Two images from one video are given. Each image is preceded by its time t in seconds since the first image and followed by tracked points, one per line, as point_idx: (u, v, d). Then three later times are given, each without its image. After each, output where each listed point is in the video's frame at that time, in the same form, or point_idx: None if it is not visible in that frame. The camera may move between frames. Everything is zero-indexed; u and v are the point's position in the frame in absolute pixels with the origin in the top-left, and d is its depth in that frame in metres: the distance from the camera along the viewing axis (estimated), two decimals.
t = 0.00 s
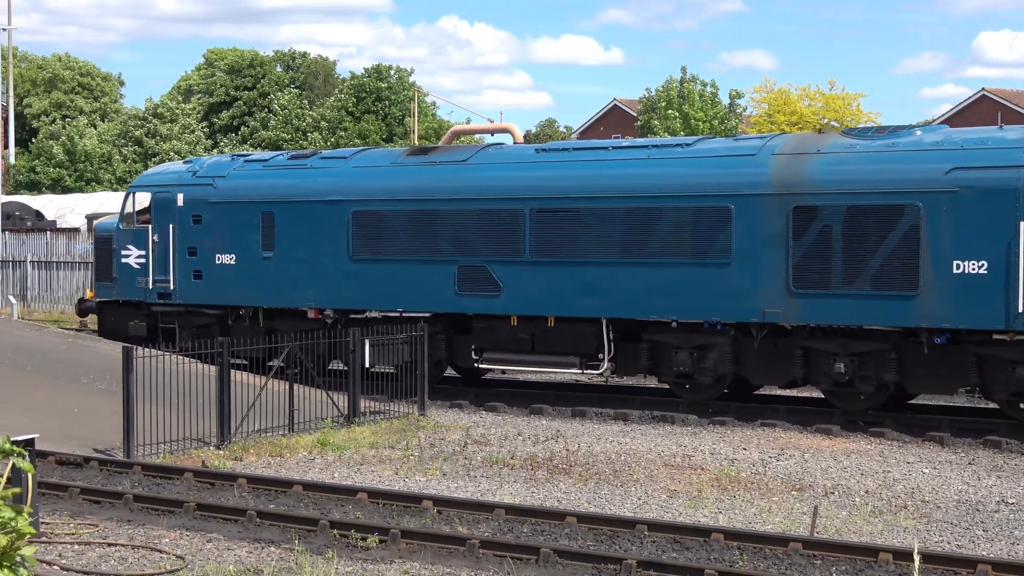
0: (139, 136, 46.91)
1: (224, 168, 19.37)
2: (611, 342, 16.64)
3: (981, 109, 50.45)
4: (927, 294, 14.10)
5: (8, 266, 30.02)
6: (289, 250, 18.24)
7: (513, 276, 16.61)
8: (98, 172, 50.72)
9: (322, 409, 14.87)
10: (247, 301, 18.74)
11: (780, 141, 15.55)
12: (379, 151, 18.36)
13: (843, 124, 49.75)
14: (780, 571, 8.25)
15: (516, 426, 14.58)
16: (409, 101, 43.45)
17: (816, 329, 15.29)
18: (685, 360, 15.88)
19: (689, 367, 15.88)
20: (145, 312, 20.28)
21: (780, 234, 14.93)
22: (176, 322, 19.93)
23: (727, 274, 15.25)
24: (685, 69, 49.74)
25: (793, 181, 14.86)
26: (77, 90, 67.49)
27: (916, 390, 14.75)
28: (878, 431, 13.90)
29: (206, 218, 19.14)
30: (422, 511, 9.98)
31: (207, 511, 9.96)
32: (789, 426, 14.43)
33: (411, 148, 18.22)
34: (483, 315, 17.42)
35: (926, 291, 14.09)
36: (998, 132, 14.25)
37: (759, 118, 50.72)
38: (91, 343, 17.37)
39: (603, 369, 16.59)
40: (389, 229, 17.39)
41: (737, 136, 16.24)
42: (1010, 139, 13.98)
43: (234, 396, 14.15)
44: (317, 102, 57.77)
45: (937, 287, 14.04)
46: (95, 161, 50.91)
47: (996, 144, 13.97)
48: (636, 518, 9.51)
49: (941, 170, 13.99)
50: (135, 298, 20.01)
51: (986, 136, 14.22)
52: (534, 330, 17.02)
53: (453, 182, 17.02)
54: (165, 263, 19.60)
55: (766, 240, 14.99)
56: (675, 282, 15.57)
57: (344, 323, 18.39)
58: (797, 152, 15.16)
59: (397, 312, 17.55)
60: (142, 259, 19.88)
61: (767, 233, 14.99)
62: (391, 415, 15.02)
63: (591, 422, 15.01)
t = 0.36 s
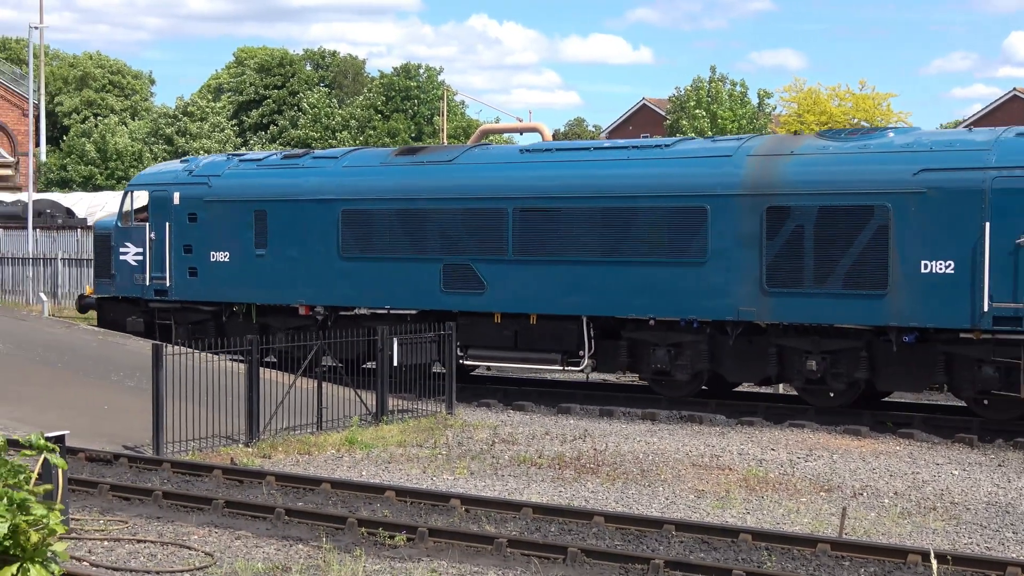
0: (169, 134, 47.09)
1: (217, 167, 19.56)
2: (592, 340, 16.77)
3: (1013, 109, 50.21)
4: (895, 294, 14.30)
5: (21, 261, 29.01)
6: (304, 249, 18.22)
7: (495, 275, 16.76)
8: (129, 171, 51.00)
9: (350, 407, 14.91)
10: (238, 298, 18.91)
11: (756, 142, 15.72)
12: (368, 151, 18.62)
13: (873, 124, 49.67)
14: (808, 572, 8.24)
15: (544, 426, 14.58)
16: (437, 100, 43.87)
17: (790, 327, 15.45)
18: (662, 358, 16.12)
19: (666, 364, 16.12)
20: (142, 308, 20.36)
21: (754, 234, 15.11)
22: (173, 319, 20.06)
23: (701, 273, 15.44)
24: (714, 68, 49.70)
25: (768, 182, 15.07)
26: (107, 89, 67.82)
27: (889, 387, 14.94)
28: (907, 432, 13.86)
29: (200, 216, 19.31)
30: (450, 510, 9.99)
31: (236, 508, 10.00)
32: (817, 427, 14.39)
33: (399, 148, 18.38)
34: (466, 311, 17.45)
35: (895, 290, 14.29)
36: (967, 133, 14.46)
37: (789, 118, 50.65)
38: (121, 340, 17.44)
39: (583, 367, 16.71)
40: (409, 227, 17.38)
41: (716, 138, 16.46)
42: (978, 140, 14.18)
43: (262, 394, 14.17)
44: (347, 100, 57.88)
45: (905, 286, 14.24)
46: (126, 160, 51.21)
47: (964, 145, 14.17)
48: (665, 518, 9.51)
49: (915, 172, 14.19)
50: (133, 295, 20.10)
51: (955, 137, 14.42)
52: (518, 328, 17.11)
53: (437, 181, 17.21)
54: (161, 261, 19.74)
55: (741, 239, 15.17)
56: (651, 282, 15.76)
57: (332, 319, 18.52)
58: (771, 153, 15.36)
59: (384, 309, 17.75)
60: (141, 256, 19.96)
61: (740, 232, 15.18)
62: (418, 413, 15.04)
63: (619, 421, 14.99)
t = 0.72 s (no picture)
0: (196, 133, 47.11)
1: (214, 168, 20.20)
2: (573, 337, 17.33)
3: None
4: (866, 291, 14.67)
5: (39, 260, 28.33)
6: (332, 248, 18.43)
7: (479, 272, 17.28)
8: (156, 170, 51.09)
9: (378, 406, 14.93)
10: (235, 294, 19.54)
11: (731, 143, 16.10)
12: (361, 152, 19.07)
13: (901, 123, 49.48)
14: (837, 571, 8.21)
15: (571, 424, 14.59)
16: (465, 100, 43.49)
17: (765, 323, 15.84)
18: (641, 354, 16.62)
19: (645, 360, 16.62)
20: (142, 305, 21.13)
21: (728, 233, 15.52)
22: (171, 316, 20.76)
23: (678, 270, 15.86)
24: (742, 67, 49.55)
25: (741, 182, 15.46)
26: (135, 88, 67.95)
27: (860, 383, 15.32)
28: (937, 431, 13.80)
29: (197, 215, 19.96)
30: (477, 509, 10.01)
31: (264, 506, 10.04)
32: (846, 426, 14.34)
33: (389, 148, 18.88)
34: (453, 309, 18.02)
35: (864, 287, 14.68)
36: (937, 134, 14.82)
37: (816, 117, 50.47)
38: (149, 338, 17.55)
39: (564, 363, 17.28)
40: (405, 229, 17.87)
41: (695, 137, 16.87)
42: (946, 141, 14.53)
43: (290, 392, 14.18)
44: (375, 100, 57.94)
45: (874, 283, 14.63)
46: (154, 160, 51.32)
47: (933, 146, 14.53)
48: (693, 517, 9.49)
49: (882, 172, 14.57)
50: (130, 292, 20.88)
51: (925, 138, 14.79)
52: (501, 325, 17.69)
53: (426, 180, 17.72)
54: (160, 259, 20.44)
55: (716, 238, 15.58)
56: (629, 279, 16.20)
57: (324, 317, 19.17)
58: (746, 153, 15.73)
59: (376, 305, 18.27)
60: (138, 255, 20.71)
61: (715, 231, 15.59)
62: (446, 412, 15.06)
63: (646, 420, 14.99)
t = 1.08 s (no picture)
0: (224, 133, 47.23)
1: (209, 167, 20.41)
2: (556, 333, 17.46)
3: None
4: (838, 287, 14.86)
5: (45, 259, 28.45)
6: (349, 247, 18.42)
7: (462, 269, 17.51)
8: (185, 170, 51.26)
9: (404, 404, 14.94)
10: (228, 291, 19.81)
11: (710, 142, 16.27)
12: (351, 152, 19.29)
13: (930, 120, 49.37)
14: (866, 571, 8.18)
15: (599, 423, 14.58)
16: (493, 98, 43.55)
17: (741, 320, 16.08)
18: (621, 350, 16.77)
19: (626, 356, 16.76)
20: (140, 302, 21.52)
21: (705, 231, 15.69)
22: (168, 312, 21.10)
23: (656, 267, 16.05)
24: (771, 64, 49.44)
25: (717, 181, 15.62)
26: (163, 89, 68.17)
27: (835, 378, 15.50)
28: (966, 430, 13.73)
29: (193, 215, 20.19)
30: (505, 507, 10.00)
31: (293, 504, 10.06)
32: (874, 425, 14.27)
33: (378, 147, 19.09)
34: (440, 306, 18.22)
35: (837, 284, 14.86)
36: (909, 132, 14.95)
37: (844, 114, 50.35)
38: (177, 337, 17.60)
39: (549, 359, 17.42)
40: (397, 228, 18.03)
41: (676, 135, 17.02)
42: (917, 139, 14.68)
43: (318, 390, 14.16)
44: (402, 99, 58.02)
45: (846, 280, 14.80)
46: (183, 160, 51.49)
47: (904, 144, 14.68)
48: (723, 516, 9.47)
49: (856, 172, 14.71)
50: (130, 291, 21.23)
51: (897, 136, 14.91)
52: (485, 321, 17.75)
53: (413, 180, 17.90)
54: (156, 258, 20.74)
55: (694, 236, 15.76)
56: (609, 276, 16.41)
57: (316, 314, 19.42)
58: (723, 153, 15.88)
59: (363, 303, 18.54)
60: (137, 254, 21.03)
61: (692, 230, 15.77)
62: (473, 410, 15.07)
63: (674, 419, 14.95)
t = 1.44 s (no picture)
0: (252, 131, 47.34)
1: (208, 168, 20.96)
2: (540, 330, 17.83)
3: None
4: (810, 285, 15.14)
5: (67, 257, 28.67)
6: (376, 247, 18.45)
7: (451, 266, 17.87)
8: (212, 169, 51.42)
9: (430, 402, 14.95)
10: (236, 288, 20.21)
11: (687, 142, 16.56)
12: (342, 152, 19.66)
13: (958, 118, 49.18)
14: (893, 571, 8.16)
15: (625, 422, 14.57)
16: (519, 96, 43.57)
17: (718, 317, 16.41)
18: (601, 347, 17.15)
19: (606, 353, 17.15)
20: (140, 299, 22.21)
21: (682, 229, 15.99)
22: (166, 309, 21.85)
23: (636, 265, 16.37)
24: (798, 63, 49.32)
25: (693, 181, 15.92)
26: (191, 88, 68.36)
27: (808, 374, 15.84)
28: (993, 430, 13.68)
29: (189, 212, 20.83)
30: (530, 506, 10.00)
31: (319, 502, 10.08)
32: (901, 425, 14.23)
33: (370, 148, 19.49)
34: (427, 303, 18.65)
35: (809, 282, 15.14)
36: (880, 133, 15.23)
37: (871, 113, 50.20)
38: (205, 336, 17.67)
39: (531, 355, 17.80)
40: (392, 225, 18.36)
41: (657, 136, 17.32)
42: (887, 139, 14.95)
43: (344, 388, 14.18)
44: (429, 98, 58.06)
45: (818, 278, 15.08)
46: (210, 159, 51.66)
47: (874, 145, 14.95)
48: (749, 516, 9.45)
49: (827, 172, 14.98)
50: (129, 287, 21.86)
51: (869, 137, 15.19)
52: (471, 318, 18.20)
53: (404, 180, 18.28)
54: (155, 256, 21.37)
55: (671, 234, 16.06)
56: (593, 274, 16.72)
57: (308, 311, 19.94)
58: (700, 153, 16.19)
59: (355, 299, 18.93)
60: (135, 251, 21.68)
61: (670, 228, 16.07)
62: (499, 409, 15.07)
63: (699, 418, 14.95)
